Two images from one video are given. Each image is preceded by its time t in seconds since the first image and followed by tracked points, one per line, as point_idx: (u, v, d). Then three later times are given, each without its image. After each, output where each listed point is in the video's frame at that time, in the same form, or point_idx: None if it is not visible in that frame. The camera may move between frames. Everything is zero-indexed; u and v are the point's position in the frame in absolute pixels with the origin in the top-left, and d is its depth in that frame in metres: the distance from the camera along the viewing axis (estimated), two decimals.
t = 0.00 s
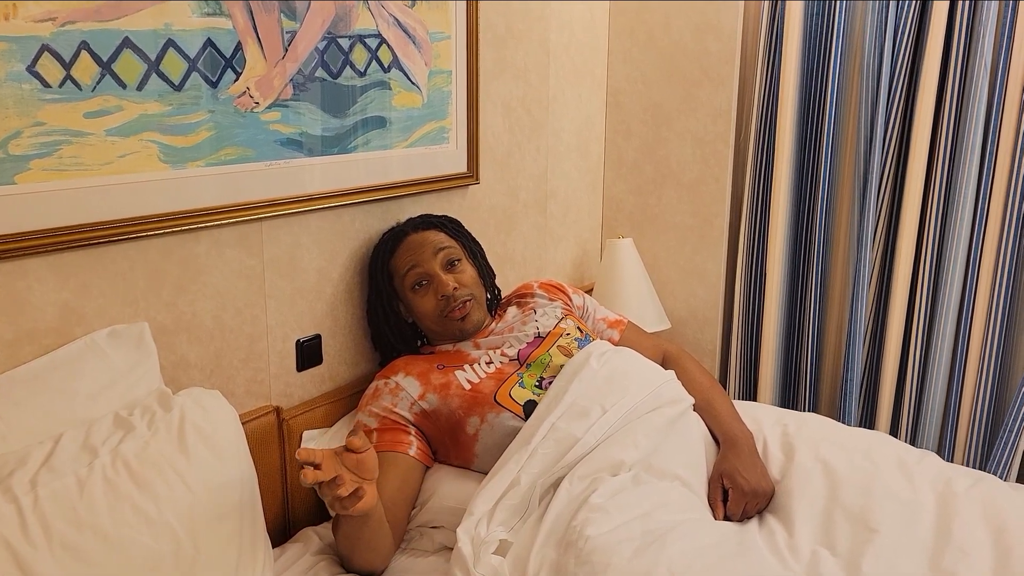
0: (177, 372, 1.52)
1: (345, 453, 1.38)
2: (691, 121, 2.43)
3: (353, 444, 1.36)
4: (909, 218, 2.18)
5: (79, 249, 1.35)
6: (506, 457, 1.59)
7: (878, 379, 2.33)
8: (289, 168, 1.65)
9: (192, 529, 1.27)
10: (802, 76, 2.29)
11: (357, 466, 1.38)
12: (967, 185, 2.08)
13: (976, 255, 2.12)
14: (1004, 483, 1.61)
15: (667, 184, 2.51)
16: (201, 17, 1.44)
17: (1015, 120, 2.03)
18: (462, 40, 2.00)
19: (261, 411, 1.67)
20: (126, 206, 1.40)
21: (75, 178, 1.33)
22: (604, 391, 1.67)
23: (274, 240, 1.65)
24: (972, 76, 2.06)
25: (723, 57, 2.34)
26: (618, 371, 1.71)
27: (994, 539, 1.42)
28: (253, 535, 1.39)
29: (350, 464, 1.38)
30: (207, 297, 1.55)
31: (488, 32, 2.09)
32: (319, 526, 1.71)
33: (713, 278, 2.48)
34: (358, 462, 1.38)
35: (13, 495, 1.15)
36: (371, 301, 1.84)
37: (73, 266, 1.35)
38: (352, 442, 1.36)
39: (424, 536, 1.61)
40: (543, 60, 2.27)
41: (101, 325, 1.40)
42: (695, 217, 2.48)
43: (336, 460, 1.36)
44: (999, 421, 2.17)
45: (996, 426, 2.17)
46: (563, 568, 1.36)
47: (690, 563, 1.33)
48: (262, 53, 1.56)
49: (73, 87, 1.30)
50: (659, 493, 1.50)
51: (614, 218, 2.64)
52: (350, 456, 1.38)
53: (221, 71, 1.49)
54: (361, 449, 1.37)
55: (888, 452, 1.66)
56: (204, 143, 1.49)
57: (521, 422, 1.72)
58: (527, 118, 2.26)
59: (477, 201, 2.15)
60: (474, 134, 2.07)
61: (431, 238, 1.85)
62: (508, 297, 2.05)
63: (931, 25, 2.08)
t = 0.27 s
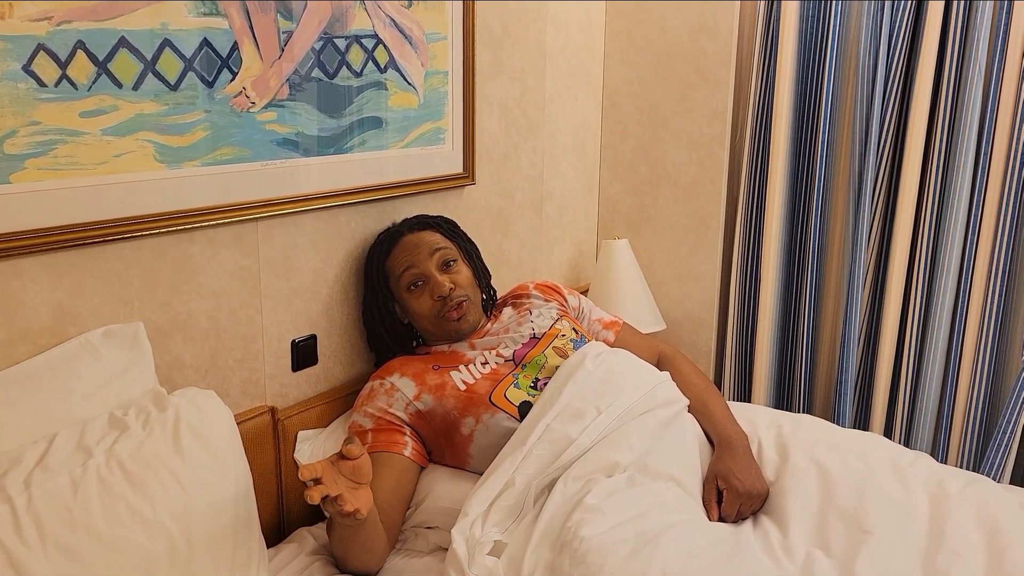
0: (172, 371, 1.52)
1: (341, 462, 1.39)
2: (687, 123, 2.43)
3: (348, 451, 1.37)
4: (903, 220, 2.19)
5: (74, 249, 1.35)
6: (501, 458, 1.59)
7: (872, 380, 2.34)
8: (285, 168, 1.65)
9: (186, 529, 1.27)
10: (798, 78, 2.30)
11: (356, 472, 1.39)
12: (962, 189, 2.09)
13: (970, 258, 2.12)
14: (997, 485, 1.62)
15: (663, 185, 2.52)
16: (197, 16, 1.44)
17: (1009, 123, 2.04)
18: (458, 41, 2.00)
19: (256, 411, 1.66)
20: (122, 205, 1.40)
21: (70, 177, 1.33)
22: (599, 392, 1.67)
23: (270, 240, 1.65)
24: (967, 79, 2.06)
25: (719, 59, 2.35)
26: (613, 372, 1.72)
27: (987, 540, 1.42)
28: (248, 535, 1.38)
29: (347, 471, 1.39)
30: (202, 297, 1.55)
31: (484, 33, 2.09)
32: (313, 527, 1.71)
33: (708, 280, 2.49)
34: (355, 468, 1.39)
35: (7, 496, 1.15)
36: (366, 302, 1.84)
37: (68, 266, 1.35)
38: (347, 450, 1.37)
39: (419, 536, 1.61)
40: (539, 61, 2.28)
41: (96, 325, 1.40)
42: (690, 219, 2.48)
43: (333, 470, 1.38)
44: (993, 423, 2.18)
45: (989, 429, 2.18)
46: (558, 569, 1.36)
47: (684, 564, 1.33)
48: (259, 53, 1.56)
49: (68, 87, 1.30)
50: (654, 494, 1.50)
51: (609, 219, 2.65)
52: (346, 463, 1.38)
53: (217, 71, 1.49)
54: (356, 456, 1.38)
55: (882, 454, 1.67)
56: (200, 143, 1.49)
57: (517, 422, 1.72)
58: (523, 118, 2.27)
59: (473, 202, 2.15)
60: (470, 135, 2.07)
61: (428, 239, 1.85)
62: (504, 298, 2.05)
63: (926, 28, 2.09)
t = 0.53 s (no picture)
0: (167, 371, 1.51)
1: (332, 460, 1.39)
2: (683, 124, 2.43)
3: (337, 447, 1.36)
4: (899, 222, 2.19)
5: (68, 248, 1.34)
6: (496, 459, 1.59)
7: (868, 382, 2.34)
8: (281, 168, 1.65)
9: (180, 530, 1.26)
10: (794, 80, 2.30)
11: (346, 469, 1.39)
12: (957, 190, 2.09)
13: (965, 259, 2.13)
14: (992, 486, 1.62)
15: (659, 186, 2.52)
16: (193, 15, 1.44)
17: (1005, 126, 2.04)
18: (455, 41, 2.00)
19: (252, 411, 1.66)
20: (116, 204, 1.39)
21: (65, 176, 1.32)
22: (595, 393, 1.67)
23: (265, 240, 1.65)
24: (962, 80, 2.07)
25: (715, 60, 2.35)
26: (609, 372, 1.71)
27: (982, 542, 1.42)
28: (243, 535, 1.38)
29: (338, 468, 1.39)
30: (197, 297, 1.54)
31: (481, 33, 2.09)
32: (308, 527, 1.71)
33: (704, 281, 2.49)
34: (346, 465, 1.39)
35: None
36: (362, 302, 1.84)
37: (62, 265, 1.34)
38: (336, 446, 1.37)
39: (414, 537, 1.61)
40: (537, 61, 2.28)
41: (90, 324, 1.39)
42: (687, 220, 2.48)
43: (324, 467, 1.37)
44: (988, 425, 2.18)
45: (984, 430, 2.18)
46: (553, 570, 1.36)
47: (679, 565, 1.33)
48: (255, 52, 1.55)
49: (63, 85, 1.29)
50: (649, 495, 1.50)
51: (606, 220, 2.65)
52: (337, 460, 1.38)
53: (213, 70, 1.48)
54: (345, 453, 1.38)
55: (877, 456, 1.67)
56: (196, 142, 1.49)
57: (512, 423, 1.72)
58: (520, 119, 2.26)
59: (470, 202, 2.15)
60: (467, 135, 2.07)
61: (424, 239, 1.85)
62: (500, 298, 2.05)
63: (923, 30, 2.09)
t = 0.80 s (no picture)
0: (165, 369, 1.51)
1: (330, 458, 1.38)
2: (683, 123, 2.43)
3: (335, 445, 1.36)
4: (898, 223, 2.19)
5: (67, 245, 1.34)
6: (495, 458, 1.58)
7: (867, 382, 2.34)
8: (280, 165, 1.64)
9: (178, 528, 1.26)
10: (794, 80, 2.30)
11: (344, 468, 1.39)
12: (957, 191, 2.09)
13: (965, 260, 2.13)
14: (991, 487, 1.62)
15: (659, 186, 2.52)
16: (192, 12, 1.43)
17: (1005, 126, 2.04)
18: (455, 40, 1.99)
19: (250, 409, 1.66)
20: (115, 201, 1.39)
21: (63, 173, 1.32)
22: (594, 392, 1.67)
23: (264, 238, 1.65)
24: (962, 80, 2.06)
25: (715, 59, 2.35)
26: (608, 372, 1.71)
27: (981, 542, 1.42)
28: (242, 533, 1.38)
29: (337, 467, 1.39)
30: (196, 295, 1.54)
31: (481, 32, 2.08)
32: (306, 526, 1.70)
33: (703, 281, 2.49)
34: (344, 464, 1.38)
35: None
36: (361, 300, 1.84)
37: (61, 261, 1.34)
38: (335, 444, 1.37)
39: (412, 536, 1.61)
40: (536, 60, 2.27)
41: (88, 321, 1.39)
42: (686, 219, 2.48)
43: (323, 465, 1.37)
44: (987, 425, 2.18)
45: (983, 431, 2.18)
46: (552, 569, 1.35)
47: (678, 565, 1.33)
48: (254, 50, 1.55)
49: (62, 81, 1.29)
50: (648, 495, 1.50)
51: (605, 219, 2.64)
52: (335, 459, 1.38)
53: (212, 67, 1.48)
54: (344, 450, 1.38)
55: (876, 456, 1.67)
56: (195, 140, 1.48)
57: (511, 422, 1.72)
58: (519, 118, 2.26)
59: (469, 201, 2.15)
60: (466, 134, 2.07)
61: (423, 237, 1.84)
62: (499, 297, 2.04)
63: (923, 31, 2.09)
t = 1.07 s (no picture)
0: (164, 368, 1.51)
1: (332, 461, 1.38)
2: (683, 124, 2.43)
3: (337, 448, 1.36)
4: (899, 225, 2.19)
5: (66, 243, 1.34)
6: (494, 458, 1.58)
7: (866, 384, 2.33)
8: (280, 164, 1.64)
9: (176, 527, 1.26)
10: (795, 81, 2.29)
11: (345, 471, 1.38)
12: (957, 193, 2.09)
13: (965, 262, 2.13)
14: (991, 488, 1.61)
15: (659, 186, 2.51)
16: (193, 10, 1.43)
17: (1006, 128, 2.04)
18: (455, 39, 1.99)
19: (249, 408, 1.65)
20: (114, 199, 1.38)
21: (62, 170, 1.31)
22: (593, 392, 1.66)
23: (264, 236, 1.64)
24: (964, 82, 2.06)
25: (715, 60, 2.35)
26: (608, 372, 1.71)
27: (981, 544, 1.42)
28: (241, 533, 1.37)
29: (339, 471, 1.39)
30: (195, 293, 1.53)
31: (482, 32, 2.08)
32: (305, 525, 1.70)
33: (703, 282, 2.48)
34: (346, 467, 1.38)
35: None
36: (361, 300, 1.84)
37: (60, 259, 1.34)
38: (336, 447, 1.37)
39: (411, 536, 1.60)
40: (537, 60, 2.27)
41: (87, 319, 1.38)
42: (686, 220, 2.48)
43: (324, 469, 1.37)
44: (986, 427, 2.18)
45: (983, 433, 2.18)
46: (551, 569, 1.35)
47: (677, 566, 1.32)
48: (254, 48, 1.54)
49: (62, 79, 1.29)
50: (648, 495, 1.49)
51: (605, 219, 2.64)
52: (337, 462, 1.38)
53: (212, 65, 1.48)
54: (346, 453, 1.38)
55: (876, 457, 1.67)
56: (195, 138, 1.48)
57: (510, 423, 1.71)
58: (520, 118, 2.26)
59: (469, 201, 2.15)
60: (467, 133, 2.06)
61: (423, 237, 1.84)
62: (499, 297, 2.04)
63: (924, 32, 2.09)
